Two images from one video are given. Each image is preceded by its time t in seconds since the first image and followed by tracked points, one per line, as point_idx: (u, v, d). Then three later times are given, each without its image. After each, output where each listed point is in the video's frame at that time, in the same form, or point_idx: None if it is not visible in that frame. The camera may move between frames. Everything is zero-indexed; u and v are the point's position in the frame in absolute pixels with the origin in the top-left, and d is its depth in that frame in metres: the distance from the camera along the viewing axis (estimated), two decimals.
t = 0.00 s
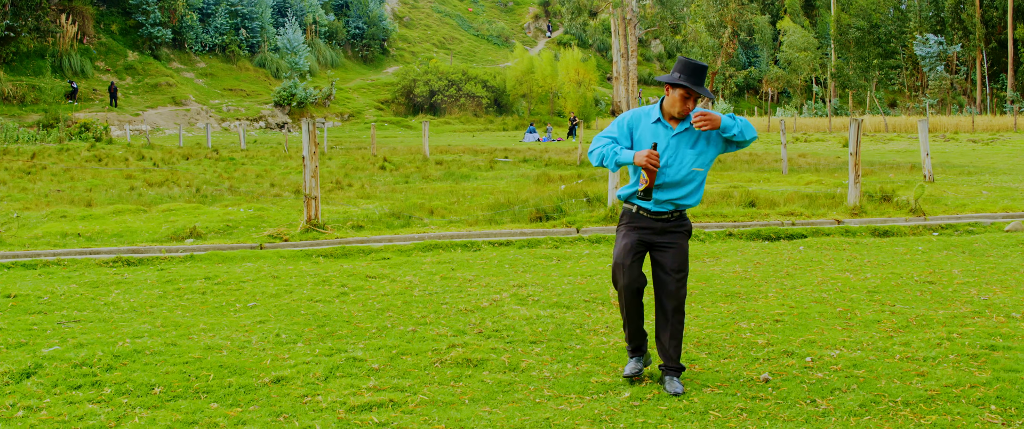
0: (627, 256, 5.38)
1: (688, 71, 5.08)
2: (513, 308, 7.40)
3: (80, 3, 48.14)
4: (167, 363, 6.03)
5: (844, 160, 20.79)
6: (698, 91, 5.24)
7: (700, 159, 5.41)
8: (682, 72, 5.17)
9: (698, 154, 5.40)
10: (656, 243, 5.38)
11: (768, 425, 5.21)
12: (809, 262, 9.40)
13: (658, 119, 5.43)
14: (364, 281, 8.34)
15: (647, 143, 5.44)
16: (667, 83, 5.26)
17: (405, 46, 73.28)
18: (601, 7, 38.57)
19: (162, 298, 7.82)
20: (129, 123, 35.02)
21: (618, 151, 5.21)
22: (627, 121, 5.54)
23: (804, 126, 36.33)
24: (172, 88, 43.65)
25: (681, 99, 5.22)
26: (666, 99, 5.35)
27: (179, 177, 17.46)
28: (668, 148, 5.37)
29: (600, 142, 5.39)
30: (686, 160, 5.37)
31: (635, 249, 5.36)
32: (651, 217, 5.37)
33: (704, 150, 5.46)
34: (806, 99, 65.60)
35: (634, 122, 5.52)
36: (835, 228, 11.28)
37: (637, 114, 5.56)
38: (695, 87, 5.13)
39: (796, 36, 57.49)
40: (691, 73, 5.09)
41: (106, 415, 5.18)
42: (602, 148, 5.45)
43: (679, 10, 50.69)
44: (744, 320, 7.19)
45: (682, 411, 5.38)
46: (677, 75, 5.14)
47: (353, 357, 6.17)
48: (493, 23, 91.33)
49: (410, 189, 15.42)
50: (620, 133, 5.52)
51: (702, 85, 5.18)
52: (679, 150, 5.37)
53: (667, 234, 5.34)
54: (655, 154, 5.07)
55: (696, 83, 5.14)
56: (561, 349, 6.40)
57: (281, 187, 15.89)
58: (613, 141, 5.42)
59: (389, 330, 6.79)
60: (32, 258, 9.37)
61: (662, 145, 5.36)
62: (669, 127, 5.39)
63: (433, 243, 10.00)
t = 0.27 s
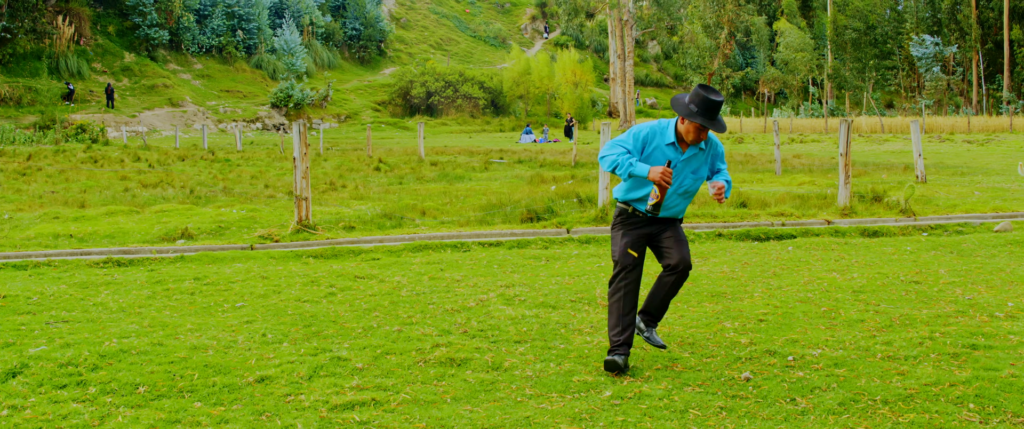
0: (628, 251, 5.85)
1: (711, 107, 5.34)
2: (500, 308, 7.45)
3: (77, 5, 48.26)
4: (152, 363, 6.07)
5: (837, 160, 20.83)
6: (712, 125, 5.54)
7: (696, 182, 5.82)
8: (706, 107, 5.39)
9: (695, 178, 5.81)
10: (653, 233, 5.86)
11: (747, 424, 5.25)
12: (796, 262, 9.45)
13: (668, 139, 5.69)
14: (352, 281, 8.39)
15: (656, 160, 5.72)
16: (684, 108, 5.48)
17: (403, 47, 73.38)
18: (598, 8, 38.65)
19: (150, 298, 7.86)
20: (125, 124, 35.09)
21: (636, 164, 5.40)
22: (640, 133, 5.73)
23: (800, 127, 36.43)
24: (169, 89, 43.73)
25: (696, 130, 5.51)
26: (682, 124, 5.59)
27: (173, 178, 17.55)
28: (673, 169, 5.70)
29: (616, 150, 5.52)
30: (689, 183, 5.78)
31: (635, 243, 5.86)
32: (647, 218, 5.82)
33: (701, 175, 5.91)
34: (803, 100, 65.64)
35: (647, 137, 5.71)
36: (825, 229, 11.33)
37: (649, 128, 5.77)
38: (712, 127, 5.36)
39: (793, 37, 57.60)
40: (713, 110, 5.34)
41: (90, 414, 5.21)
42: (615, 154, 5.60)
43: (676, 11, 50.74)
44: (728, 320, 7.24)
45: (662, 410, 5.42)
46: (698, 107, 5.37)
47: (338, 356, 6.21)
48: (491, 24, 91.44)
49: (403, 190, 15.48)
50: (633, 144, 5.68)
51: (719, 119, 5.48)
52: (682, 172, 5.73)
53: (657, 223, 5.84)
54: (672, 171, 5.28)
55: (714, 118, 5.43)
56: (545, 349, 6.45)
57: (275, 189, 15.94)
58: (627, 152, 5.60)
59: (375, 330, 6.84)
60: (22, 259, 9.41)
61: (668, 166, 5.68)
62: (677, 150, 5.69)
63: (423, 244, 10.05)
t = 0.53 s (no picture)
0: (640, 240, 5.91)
1: (730, 136, 5.48)
2: (487, 306, 7.50)
3: (74, 4, 48.30)
4: (139, 360, 6.12)
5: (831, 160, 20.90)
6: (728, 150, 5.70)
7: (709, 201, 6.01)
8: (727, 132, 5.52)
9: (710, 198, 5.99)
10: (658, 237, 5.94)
11: (727, 420, 5.29)
12: (785, 261, 9.49)
13: (688, 161, 5.84)
14: (342, 280, 8.43)
15: (677, 178, 5.88)
16: (702, 134, 5.62)
17: (400, 47, 73.44)
18: (596, 8, 38.73)
19: (141, 296, 7.90)
20: (123, 124, 35.15)
21: (663, 181, 5.54)
22: (660, 153, 5.87)
23: (797, 127, 36.43)
24: (167, 89, 43.81)
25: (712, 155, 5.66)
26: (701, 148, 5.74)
27: (169, 177, 17.61)
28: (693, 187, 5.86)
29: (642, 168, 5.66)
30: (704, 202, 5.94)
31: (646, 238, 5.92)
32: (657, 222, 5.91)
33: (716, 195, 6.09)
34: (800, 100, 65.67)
35: (671, 157, 5.84)
36: (815, 228, 11.37)
37: (672, 146, 5.90)
38: (729, 156, 5.51)
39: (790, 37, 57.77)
40: (730, 139, 5.48)
41: (74, 410, 5.25)
42: (641, 170, 5.74)
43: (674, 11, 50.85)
44: (713, 318, 7.29)
45: (643, 407, 5.46)
46: (715, 136, 5.51)
47: (323, 353, 6.27)
48: (489, 24, 91.52)
49: (397, 189, 15.54)
50: (658, 162, 5.84)
51: (735, 148, 5.63)
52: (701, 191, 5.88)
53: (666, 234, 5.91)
54: (698, 190, 5.43)
55: (731, 147, 5.57)
56: (529, 347, 6.49)
57: (270, 188, 15.99)
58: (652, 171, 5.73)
59: (362, 328, 6.88)
60: (14, 257, 9.46)
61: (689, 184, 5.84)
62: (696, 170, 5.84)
63: (413, 242, 10.09)
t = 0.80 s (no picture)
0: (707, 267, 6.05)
1: (750, 151, 5.51)
2: (474, 304, 7.55)
3: (71, 3, 48.31)
4: (125, 357, 6.15)
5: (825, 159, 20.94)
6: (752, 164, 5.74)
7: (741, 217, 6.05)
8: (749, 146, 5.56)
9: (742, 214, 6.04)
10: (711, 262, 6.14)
11: (708, 417, 5.32)
12: (773, 259, 9.54)
13: (716, 180, 5.90)
14: (330, 278, 8.47)
15: (710, 198, 5.91)
16: (724, 153, 5.67)
17: (398, 46, 73.41)
18: (593, 7, 38.79)
19: (129, 294, 7.93)
20: (120, 123, 35.20)
21: (703, 202, 5.59)
22: (691, 174, 5.91)
23: (794, 126, 36.45)
24: (164, 88, 43.82)
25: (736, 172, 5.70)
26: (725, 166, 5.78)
27: (164, 176, 17.66)
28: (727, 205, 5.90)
29: (680, 191, 5.71)
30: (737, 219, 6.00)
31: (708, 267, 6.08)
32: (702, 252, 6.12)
33: (749, 208, 6.10)
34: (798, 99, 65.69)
35: (704, 177, 5.88)
36: (806, 226, 11.41)
37: (703, 167, 5.96)
38: (754, 172, 5.53)
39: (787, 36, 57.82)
40: (751, 153, 5.51)
41: (59, 406, 5.28)
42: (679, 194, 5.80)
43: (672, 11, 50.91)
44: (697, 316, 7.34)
45: (626, 403, 5.49)
46: (735, 155, 5.55)
47: (309, 350, 6.31)
48: (487, 22, 91.50)
49: (391, 188, 15.58)
50: (692, 183, 5.86)
51: (759, 161, 5.66)
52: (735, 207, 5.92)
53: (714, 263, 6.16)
54: (738, 211, 5.50)
55: (754, 163, 5.61)
56: (514, 344, 6.53)
57: (264, 186, 16.02)
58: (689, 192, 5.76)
59: (349, 325, 6.92)
60: (6, 255, 9.50)
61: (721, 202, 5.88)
62: (725, 188, 5.90)
63: (404, 241, 10.14)
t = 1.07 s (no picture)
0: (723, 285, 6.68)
1: (771, 209, 5.87)
2: (458, 303, 7.57)
3: (67, 3, 48.31)
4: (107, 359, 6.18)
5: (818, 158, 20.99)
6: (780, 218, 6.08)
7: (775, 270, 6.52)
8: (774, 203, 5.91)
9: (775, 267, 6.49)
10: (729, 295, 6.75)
11: (685, 416, 5.34)
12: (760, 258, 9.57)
13: (747, 235, 6.48)
14: (316, 278, 8.49)
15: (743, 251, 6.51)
16: (749, 211, 6.11)
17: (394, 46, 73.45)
18: (589, 7, 38.82)
19: (115, 295, 7.96)
20: (115, 123, 35.23)
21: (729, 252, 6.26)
22: (724, 230, 6.56)
23: (790, 125, 36.47)
24: (159, 88, 43.85)
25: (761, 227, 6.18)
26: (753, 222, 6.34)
27: (157, 176, 17.67)
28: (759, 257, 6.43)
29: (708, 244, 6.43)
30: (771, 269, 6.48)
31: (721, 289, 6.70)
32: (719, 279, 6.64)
33: (784, 263, 6.54)
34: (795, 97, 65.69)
35: (737, 231, 6.49)
36: (794, 226, 11.45)
37: (738, 223, 6.58)
38: (774, 227, 5.86)
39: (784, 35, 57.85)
40: (771, 210, 5.88)
41: (38, 406, 5.31)
42: (712, 244, 6.50)
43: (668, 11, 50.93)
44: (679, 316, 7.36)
45: (603, 403, 5.52)
46: (756, 211, 5.97)
47: (290, 350, 6.33)
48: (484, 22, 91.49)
49: (384, 188, 15.62)
50: (724, 237, 6.52)
51: (784, 213, 5.96)
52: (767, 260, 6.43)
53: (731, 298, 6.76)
54: (763, 256, 6.05)
55: (779, 216, 5.92)
56: (495, 343, 6.55)
57: (256, 186, 16.05)
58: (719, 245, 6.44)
59: (332, 325, 6.94)
60: None
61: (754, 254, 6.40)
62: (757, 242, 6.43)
63: (392, 241, 10.16)
